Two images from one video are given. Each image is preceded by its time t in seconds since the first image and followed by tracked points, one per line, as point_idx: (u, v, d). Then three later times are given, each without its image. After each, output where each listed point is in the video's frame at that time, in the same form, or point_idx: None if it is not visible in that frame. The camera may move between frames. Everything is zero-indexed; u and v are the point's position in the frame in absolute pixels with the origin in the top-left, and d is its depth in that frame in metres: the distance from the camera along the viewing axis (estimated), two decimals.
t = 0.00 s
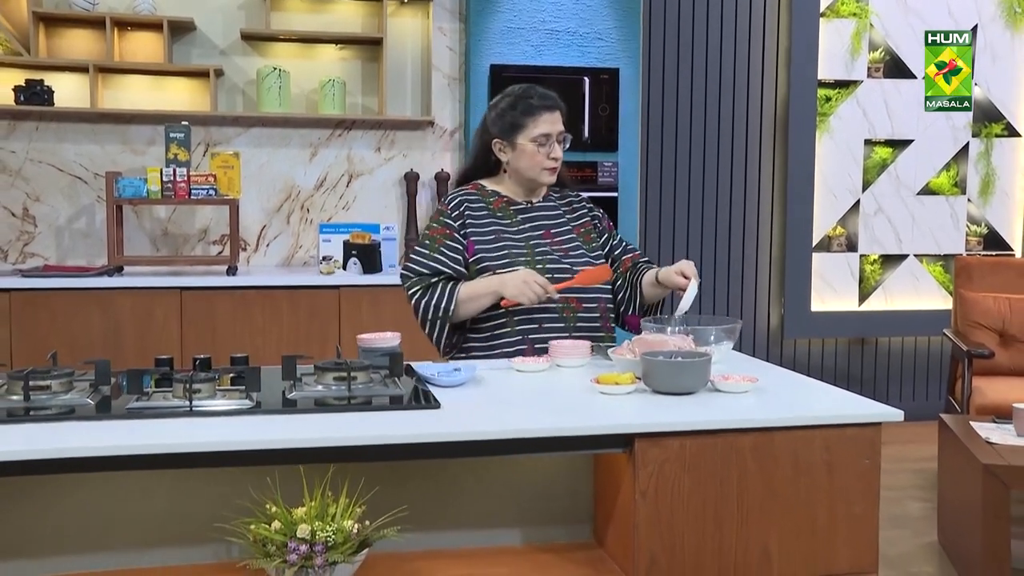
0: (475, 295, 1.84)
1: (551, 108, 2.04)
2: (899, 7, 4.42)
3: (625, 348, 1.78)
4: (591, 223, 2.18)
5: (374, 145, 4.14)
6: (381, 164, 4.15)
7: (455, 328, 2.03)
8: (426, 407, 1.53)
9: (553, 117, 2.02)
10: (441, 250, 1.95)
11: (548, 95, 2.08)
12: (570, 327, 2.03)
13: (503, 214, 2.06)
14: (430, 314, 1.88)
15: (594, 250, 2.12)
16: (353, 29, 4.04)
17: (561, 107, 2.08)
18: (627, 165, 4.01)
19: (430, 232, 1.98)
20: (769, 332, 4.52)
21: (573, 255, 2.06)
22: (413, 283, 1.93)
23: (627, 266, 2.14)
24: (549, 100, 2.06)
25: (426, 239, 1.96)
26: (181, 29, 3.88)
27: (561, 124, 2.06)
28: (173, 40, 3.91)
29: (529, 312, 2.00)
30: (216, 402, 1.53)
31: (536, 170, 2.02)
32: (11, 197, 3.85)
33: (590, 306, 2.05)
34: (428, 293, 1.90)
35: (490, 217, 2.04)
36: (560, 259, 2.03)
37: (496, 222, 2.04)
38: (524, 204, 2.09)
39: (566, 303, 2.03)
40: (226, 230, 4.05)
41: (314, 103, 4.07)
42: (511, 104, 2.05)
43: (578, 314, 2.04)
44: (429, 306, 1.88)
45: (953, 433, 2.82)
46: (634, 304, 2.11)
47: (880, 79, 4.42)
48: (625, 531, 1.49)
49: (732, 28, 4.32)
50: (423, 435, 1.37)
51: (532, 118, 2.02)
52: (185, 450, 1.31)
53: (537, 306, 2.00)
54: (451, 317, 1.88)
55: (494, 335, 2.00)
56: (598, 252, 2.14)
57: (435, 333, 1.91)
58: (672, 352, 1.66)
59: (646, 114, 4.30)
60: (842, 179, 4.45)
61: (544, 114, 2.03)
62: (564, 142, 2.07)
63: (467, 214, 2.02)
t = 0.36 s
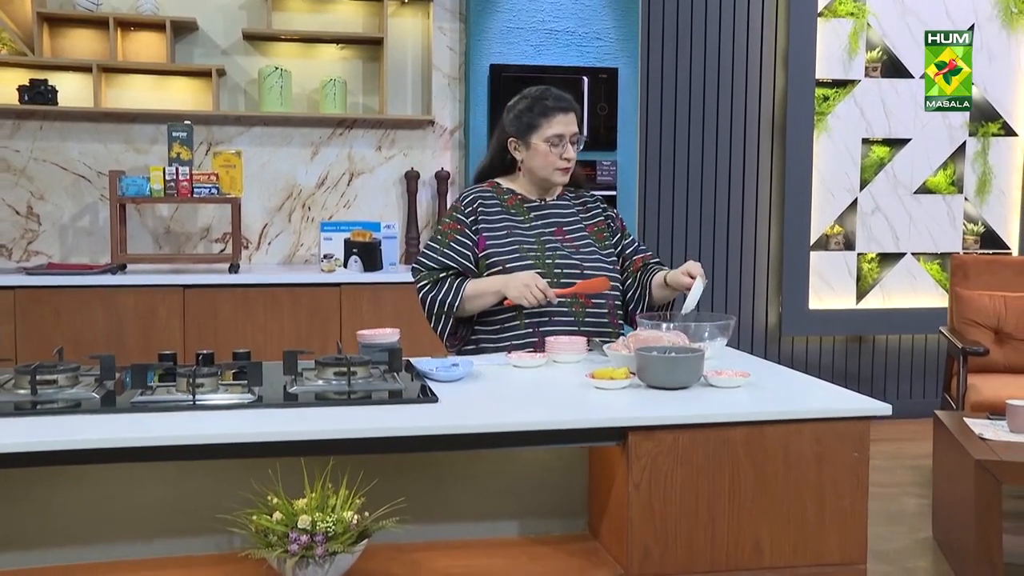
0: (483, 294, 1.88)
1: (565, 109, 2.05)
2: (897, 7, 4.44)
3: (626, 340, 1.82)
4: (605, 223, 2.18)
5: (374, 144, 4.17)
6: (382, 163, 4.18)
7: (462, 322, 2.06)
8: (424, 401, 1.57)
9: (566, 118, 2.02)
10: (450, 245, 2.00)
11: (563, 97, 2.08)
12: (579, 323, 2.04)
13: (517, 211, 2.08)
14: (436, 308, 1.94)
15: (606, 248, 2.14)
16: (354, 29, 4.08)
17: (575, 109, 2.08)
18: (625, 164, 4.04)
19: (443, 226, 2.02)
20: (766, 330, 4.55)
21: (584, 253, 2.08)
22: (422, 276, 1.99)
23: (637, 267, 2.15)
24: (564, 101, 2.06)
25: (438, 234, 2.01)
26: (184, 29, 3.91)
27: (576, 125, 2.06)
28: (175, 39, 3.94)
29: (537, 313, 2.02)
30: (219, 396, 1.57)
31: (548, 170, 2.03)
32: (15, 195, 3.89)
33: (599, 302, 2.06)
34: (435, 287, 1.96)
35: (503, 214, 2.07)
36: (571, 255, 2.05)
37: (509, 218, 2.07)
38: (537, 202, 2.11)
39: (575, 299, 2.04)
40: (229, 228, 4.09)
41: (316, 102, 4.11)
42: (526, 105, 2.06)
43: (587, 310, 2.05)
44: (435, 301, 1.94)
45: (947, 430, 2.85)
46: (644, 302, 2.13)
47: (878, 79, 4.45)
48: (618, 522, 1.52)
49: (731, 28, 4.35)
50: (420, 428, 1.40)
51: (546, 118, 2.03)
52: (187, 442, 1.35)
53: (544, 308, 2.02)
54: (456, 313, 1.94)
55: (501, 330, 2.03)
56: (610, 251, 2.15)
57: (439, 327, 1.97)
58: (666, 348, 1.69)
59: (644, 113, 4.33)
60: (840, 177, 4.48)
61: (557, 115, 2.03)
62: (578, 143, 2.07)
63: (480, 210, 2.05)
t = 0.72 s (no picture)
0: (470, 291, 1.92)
1: (559, 110, 2.01)
2: (895, 6, 4.47)
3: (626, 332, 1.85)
4: (609, 223, 2.18)
5: (376, 143, 4.20)
6: (382, 162, 4.22)
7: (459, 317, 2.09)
8: (423, 394, 1.60)
9: (559, 119, 2.00)
10: (447, 241, 2.04)
11: (562, 96, 2.04)
12: (573, 321, 2.05)
13: (518, 208, 2.09)
14: (429, 302, 2.00)
15: (608, 248, 2.14)
16: (356, 29, 4.11)
17: (574, 108, 2.04)
18: (625, 162, 4.07)
19: (443, 223, 2.07)
20: (765, 327, 4.58)
21: (582, 251, 2.08)
22: (419, 271, 2.06)
23: (641, 268, 2.15)
24: (561, 101, 2.03)
25: (438, 230, 2.06)
26: (187, 29, 3.95)
27: (572, 125, 2.03)
28: (178, 39, 3.97)
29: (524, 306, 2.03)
30: (222, 390, 1.60)
31: (539, 170, 2.04)
32: (20, 194, 3.92)
33: (594, 301, 2.07)
34: (430, 282, 2.02)
35: (503, 211, 2.09)
36: (568, 253, 2.06)
37: (510, 215, 2.08)
38: (539, 200, 2.12)
39: (571, 297, 2.05)
40: (231, 226, 4.12)
41: (317, 101, 4.14)
42: (525, 102, 2.06)
43: (582, 309, 2.06)
44: (428, 294, 2.00)
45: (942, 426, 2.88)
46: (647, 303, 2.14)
47: (876, 78, 4.47)
48: (613, 513, 1.55)
49: (729, 27, 4.37)
50: (419, 421, 1.44)
51: (539, 118, 2.02)
52: (192, 435, 1.38)
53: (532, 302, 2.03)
54: (447, 307, 1.99)
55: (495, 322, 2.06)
56: (612, 251, 2.15)
57: (434, 321, 2.02)
58: (661, 343, 1.72)
59: (645, 112, 4.36)
60: (838, 176, 4.50)
61: (549, 116, 2.01)
62: (574, 143, 2.05)
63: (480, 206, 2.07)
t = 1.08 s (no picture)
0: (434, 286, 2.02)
1: (540, 109, 2.02)
2: (894, 5, 4.49)
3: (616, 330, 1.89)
4: (593, 222, 2.16)
5: (377, 141, 4.24)
6: (384, 160, 4.25)
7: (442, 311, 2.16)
8: (422, 387, 1.64)
9: (539, 119, 2.01)
10: (427, 239, 2.10)
11: (545, 94, 2.04)
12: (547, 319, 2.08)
13: (501, 206, 2.11)
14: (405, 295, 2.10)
15: (590, 248, 2.13)
16: (358, 28, 4.15)
17: (557, 107, 2.04)
18: (625, 159, 4.10)
19: (427, 219, 2.13)
20: (764, 323, 4.62)
21: (559, 250, 2.09)
22: (399, 265, 2.14)
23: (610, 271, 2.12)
24: (545, 99, 2.03)
25: (422, 226, 2.12)
26: (190, 28, 3.99)
27: (554, 124, 2.03)
28: (182, 39, 4.01)
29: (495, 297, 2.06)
30: (225, 382, 1.64)
31: (520, 167, 2.08)
32: (26, 191, 3.96)
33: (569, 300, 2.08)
34: (411, 276, 2.11)
35: (485, 208, 2.11)
36: (545, 252, 2.08)
37: (491, 212, 2.10)
38: (523, 197, 2.13)
39: (546, 295, 2.06)
40: (234, 224, 4.16)
41: (320, 100, 4.18)
42: (511, 98, 2.07)
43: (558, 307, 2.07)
44: (405, 289, 2.10)
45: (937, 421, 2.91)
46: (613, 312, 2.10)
47: (874, 76, 4.50)
48: (608, 503, 1.58)
49: (728, 26, 4.40)
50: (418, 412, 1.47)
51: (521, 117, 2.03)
52: (197, 426, 1.42)
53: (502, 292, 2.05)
54: (422, 302, 2.09)
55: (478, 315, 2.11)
56: (595, 250, 2.14)
57: (412, 313, 2.12)
58: (655, 337, 1.76)
59: (644, 110, 4.39)
60: (837, 173, 4.53)
61: (530, 115, 2.02)
62: (556, 141, 2.05)
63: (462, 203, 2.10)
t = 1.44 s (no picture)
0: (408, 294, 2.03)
1: (510, 105, 2.05)
2: (897, 3, 4.51)
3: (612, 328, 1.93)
4: (562, 220, 2.20)
5: (383, 139, 4.28)
6: (390, 158, 4.29)
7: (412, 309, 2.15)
8: (425, 379, 1.68)
9: (509, 114, 2.04)
10: (394, 238, 2.12)
11: (514, 92, 2.09)
12: (514, 319, 2.11)
13: (467, 204, 2.14)
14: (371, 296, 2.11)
15: (557, 245, 2.16)
16: (364, 27, 4.18)
17: (526, 104, 2.08)
18: (627, 157, 4.13)
19: (393, 217, 2.14)
20: (768, 320, 4.64)
21: (525, 248, 2.12)
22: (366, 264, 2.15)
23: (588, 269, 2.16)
24: (514, 96, 2.07)
25: (387, 224, 2.14)
26: (199, 28, 4.03)
27: (523, 121, 2.06)
28: (190, 38, 4.06)
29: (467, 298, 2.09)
30: (233, 375, 1.68)
31: (490, 164, 2.08)
32: (36, 189, 4.01)
33: (536, 299, 2.11)
34: (376, 275, 2.12)
35: (452, 207, 2.14)
36: (511, 251, 2.11)
37: (457, 211, 2.13)
38: (488, 195, 2.16)
39: (512, 295, 2.10)
40: (242, 221, 4.21)
41: (326, 99, 4.22)
42: (479, 97, 2.11)
43: (524, 307, 2.11)
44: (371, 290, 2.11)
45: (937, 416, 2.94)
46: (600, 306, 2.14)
47: (877, 74, 4.52)
48: (606, 494, 1.62)
49: (732, 24, 4.43)
50: (420, 403, 1.51)
51: (491, 113, 2.06)
52: (206, 416, 1.46)
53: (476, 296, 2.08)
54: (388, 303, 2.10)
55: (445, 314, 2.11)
56: (562, 248, 2.18)
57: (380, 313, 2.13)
58: (654, 332, 1.79)
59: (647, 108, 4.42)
60: (840, 171, 4.56)
61: (500, 111, 2.05)
62: (525, 139, 2.07)
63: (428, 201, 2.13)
